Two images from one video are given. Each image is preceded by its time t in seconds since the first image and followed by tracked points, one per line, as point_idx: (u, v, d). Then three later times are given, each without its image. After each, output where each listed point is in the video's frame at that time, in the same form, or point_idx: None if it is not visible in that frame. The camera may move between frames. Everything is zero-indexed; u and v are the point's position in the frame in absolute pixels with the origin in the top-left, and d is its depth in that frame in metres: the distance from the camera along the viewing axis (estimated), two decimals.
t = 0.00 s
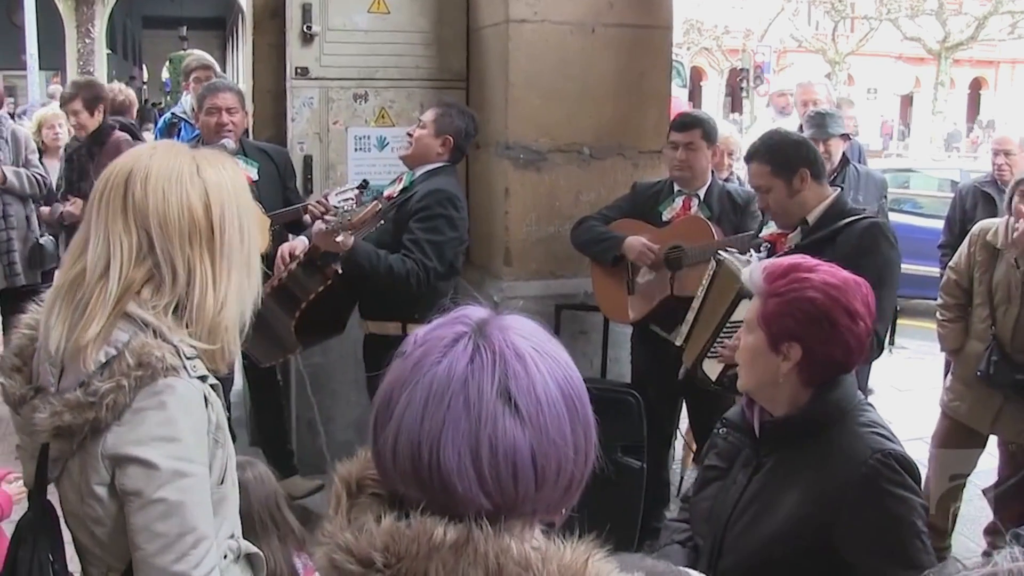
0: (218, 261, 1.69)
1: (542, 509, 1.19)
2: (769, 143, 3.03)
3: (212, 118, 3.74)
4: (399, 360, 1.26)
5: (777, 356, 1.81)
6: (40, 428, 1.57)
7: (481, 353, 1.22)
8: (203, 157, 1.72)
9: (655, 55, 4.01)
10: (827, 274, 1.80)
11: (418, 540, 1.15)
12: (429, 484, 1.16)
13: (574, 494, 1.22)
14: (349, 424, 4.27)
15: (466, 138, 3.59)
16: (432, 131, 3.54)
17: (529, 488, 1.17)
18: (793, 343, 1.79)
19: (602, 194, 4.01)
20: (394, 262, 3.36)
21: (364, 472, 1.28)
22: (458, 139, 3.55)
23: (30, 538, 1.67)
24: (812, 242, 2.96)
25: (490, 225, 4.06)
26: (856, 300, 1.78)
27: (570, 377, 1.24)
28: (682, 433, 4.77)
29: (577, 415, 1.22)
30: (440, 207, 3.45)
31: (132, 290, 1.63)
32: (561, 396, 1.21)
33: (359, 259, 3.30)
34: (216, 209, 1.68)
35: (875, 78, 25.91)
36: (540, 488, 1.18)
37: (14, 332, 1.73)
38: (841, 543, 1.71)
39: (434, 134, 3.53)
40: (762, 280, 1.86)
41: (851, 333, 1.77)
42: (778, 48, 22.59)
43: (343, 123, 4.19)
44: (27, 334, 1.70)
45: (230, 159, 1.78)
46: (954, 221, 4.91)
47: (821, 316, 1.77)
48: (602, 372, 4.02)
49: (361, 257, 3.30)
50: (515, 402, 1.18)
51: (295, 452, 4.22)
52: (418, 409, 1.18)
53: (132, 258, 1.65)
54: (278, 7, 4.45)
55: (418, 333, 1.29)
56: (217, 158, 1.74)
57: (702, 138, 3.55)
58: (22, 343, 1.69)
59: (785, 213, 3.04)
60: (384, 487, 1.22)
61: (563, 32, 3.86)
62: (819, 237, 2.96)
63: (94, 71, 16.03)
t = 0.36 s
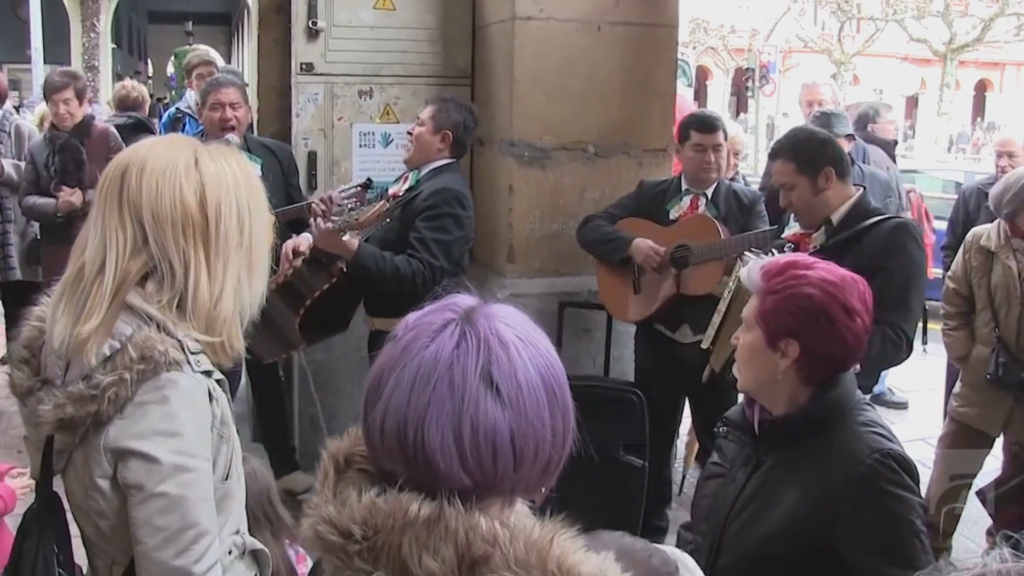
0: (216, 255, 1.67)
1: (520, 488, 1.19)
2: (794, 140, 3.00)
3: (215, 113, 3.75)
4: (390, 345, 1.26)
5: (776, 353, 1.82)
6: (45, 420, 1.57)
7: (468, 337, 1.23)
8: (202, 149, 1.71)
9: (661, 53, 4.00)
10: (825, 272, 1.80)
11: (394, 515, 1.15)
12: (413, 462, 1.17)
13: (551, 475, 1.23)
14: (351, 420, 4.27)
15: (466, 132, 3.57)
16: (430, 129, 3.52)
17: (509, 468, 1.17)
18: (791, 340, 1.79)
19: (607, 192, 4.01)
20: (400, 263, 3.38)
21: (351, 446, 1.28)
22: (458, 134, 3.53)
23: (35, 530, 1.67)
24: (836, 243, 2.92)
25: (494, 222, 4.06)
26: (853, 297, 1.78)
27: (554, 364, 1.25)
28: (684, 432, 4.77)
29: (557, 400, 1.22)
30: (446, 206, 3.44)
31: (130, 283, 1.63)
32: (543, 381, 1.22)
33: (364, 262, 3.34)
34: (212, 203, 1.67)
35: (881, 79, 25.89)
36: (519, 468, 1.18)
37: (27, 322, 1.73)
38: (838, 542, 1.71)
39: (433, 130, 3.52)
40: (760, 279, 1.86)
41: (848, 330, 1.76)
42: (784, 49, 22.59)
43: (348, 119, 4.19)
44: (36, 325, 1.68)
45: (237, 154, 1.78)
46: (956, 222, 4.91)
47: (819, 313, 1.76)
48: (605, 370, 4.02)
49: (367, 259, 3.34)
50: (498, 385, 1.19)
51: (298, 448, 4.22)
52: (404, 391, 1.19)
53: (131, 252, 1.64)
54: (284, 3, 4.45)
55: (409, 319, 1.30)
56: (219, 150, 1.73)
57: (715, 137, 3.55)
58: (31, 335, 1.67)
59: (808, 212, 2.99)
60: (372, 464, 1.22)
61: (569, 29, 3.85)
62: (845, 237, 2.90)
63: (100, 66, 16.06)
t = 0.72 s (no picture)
0: (223, 251, 1.67)
1: (496, 469, 1.24)
2: (831, 129, 2.95)
3: (208, 110, 3.74)
4: (374, 331, 1.31)
5: (771, 354, 1.81)
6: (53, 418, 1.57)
7: (450, 326, 1.28)
8: (210, 146, 1.71)
9: (661, 54, 3.99)
10: (822, 273, 1.80)
11: (374, 498, 1.19)
12: (397, 443, 1.21)
13: (526, 458, 1.28)
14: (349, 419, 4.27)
15: (446, 127, 3.55)
16: (410, 128, 3.52)
17: (487, 449, 1.22)
18: (787, 341, 1.79)
19: (606, 193, 4.00)
20: (389, 270, 3.37)
21: (334, 436, 1.31)
22: (438, 131, 3.52)
23: (37, 528, 1.66)
24: (845, 242, 2.85)
25: (492, 222, 4.06)
26: (849, 299, 1.78)
27: (530, 352, 1.30)
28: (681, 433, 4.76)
29: (532, 387, 1.28)
30: (437, 206, 3.43)
31: (137, 280, 1.63)
32: (520, 367, 1.27)
33: (353, 274, 3.37)
34: (220, 200, 1.66)
35: (879, 81, 25.90)
36: (496, 449, 1.23)
37: (25, 321, 1.71)
38: (832, 543, 1.71)
39: (412, 132, 3.51)
40: (755, 280, 1.85)
41: (843, 331, 1.76)
42: (782, 51, 22.60)
43: (346, 117, 4.19)
44: (37, 323, 1.68)
45: (242, 150, 1.76)
46: (953, 225, 4.91)
47: (816, 314, 1.76)
48: (602, 370, 4.01)
49: (355, 270, 3.37)
50: (477, 369, 1.24)
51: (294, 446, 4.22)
52: (389, 376, 1.23)
53: (138, 249, 1.64)
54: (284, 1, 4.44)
55: (391, 308, 1.35)
56: (228, 147, 1.73)
57: (718, 139, 3.53)
58: (31, 333, 1.67)
59: (819, 203, 2.94)
60: (357, 446, 1.27)
61: (568, 29, 3.85)
62: (853, 239, 2.83)
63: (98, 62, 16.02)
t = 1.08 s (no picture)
0: (231, 255, 1.68)
1: (485, 451, 1.25)
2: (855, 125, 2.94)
3: (207, 125, 3.74)
4: (366, 320, 1.33)
5: (763, 354, 1.81)
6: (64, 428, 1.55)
7: (441, 311, 1.30)
8: (215, 150, 1.71)
9: (655, 55, 4.00)
10: (814, 273, 1.81)
11: (372, 475, 1.20)
12: (388, 423, 1.23)
13: (513, 443, 1.29)
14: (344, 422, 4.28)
15: (420, 127, 3.50)
16: (385, 137, 3.49)
17: (476, 429, 1.23)
18: (779, 341, 1.79)
19: (599, 195, 4.00)
20: (378, 280, 3.37)
21: (327, 426, 1.32)
22: (412, 134, 3.47)
23: (42, 539, 1.64)
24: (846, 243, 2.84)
25: (486, 224, 4.07)
26: (841, 298, 1.79)
27: (518, 341, 1.32)
28: (675, 435, 4.76)
29: (521, 374, 1.29)
30: (416, 212, 3.38)
31: (147, 286, 1.62)
32: (508, 353, 1.28)
33: (345, 288, 3.38)
34: (229, 205, 1.67)
35: (871, 82, 25.91)
36: (485, 430, 1.24)
37: (14, 331, 1.70)
38: (825, 543, 1.71)
39: (387, 138, 3.48)
40: (746, 280, 1.86)
41: (836, 330, 1.76)
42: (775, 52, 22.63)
43: (339, 120, 4.19)
44: (33, 331, 1.65)
45: (240, 151, 1.76)
46: (948, 226, 4.92)
47: (808, 313, 1.77)
48: (597, 372, 4.02)
49: (346, 284, 3.38)
50: (467, 352, 1.25)
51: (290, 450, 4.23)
52: (381, 359, 1.25)
53: (148, 254, 1.64)
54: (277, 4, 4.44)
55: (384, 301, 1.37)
56: (233, 151, 1.73)
57: (709, 140, 3.54)
58: (28, 341, 1.65)
59: (827, 197, 2.92)
60: (350, 431, 1.28)
61: (564, 32, 3.86)
62: (852, 242, 2.83)
63: (92, 65, 16.00)
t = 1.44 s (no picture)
0: (241, 257, 1.67)
1: (490, 455, 1.23)
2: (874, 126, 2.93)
3: (200, 118, 3.73)
4: (371, 321, 1.31)
5: (763, 358, 1.81)
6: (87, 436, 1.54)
7: (448, 313, 1.28)
8: (219, 152, 1.69)
9: (652, 56, 4.00)
10: (810, 274, 1.80)
11: (376, 476, 1.18)
12: (391, 424, 1.21)
13: (518, 450, 1.27)
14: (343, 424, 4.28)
15: (419, 130, 3.49)
16: (383, 136, 3.48)
17: (482, 432, 1.22)
18: (779, 344, 1.79)
19: (597, 196, 4.00)
20: (368, 275, 3.35)
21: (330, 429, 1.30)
22: (409, 136, 3.46)
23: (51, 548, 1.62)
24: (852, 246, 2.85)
25: (484, 225, 4.06)
26: (838, 297, 1.79)
27: (525, 347, 1.31)
28: (674, 436, 4.76)
29: (527, 378, 1.28)
30: (408, 212, 3.38)
31: (161, 290, 1.61)
32: (515, 357, 1.27)
33: (332, 280, 3.37)
34: (237, 208, 1.65)
35: (869, 82, 25.92)
36: (490, 433, 1.22)
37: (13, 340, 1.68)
38: (827, 546, 1.71)
39: (385, 140, 3.49)
40: (742, 282, 1.85)
41: (835, 331, 1.77)
42: (773, 53, 22.64)
43: (337, 122, 4.19)
44: (35, 338, 1.64)
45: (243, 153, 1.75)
46: (947, 226, 4.92)
47: (806, 314, 1.76)
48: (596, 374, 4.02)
49: (334, 278, 3.36)
50: (474, 354, 1.24)
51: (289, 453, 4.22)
52: (386, 359, 1.24)
53: (161, 259, 1.62)
54: (274, 6, 4.44)
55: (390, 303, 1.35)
56: (237, 152, 1.71)
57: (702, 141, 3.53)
58: (33, 348, 1.63)
59: (838, 200, 2.93)
60: (353, 433, 1.26)
61: (562, 33, 3.86)
62: (858, 244, 2.83)
63: (89, 68, 15.96)
